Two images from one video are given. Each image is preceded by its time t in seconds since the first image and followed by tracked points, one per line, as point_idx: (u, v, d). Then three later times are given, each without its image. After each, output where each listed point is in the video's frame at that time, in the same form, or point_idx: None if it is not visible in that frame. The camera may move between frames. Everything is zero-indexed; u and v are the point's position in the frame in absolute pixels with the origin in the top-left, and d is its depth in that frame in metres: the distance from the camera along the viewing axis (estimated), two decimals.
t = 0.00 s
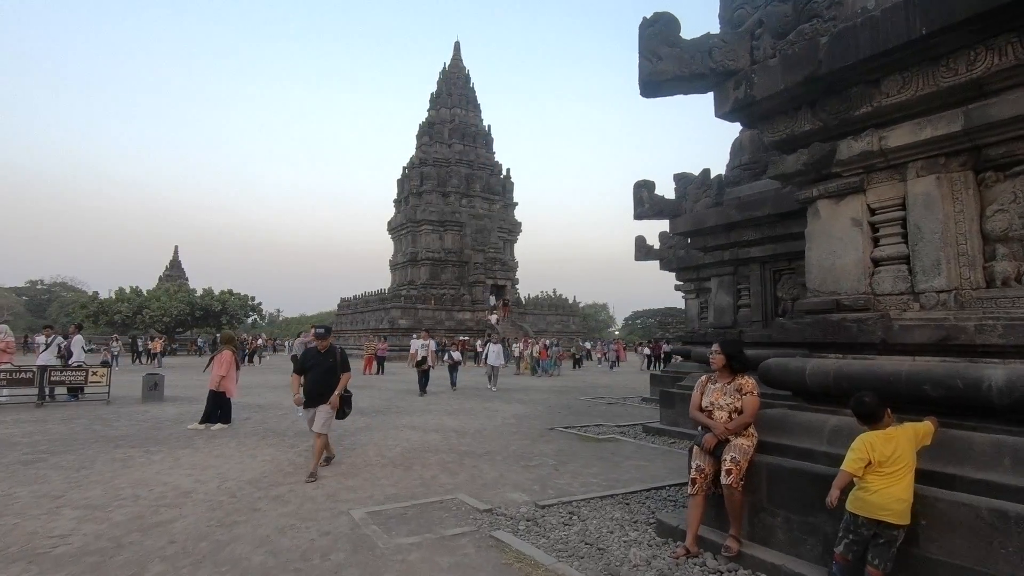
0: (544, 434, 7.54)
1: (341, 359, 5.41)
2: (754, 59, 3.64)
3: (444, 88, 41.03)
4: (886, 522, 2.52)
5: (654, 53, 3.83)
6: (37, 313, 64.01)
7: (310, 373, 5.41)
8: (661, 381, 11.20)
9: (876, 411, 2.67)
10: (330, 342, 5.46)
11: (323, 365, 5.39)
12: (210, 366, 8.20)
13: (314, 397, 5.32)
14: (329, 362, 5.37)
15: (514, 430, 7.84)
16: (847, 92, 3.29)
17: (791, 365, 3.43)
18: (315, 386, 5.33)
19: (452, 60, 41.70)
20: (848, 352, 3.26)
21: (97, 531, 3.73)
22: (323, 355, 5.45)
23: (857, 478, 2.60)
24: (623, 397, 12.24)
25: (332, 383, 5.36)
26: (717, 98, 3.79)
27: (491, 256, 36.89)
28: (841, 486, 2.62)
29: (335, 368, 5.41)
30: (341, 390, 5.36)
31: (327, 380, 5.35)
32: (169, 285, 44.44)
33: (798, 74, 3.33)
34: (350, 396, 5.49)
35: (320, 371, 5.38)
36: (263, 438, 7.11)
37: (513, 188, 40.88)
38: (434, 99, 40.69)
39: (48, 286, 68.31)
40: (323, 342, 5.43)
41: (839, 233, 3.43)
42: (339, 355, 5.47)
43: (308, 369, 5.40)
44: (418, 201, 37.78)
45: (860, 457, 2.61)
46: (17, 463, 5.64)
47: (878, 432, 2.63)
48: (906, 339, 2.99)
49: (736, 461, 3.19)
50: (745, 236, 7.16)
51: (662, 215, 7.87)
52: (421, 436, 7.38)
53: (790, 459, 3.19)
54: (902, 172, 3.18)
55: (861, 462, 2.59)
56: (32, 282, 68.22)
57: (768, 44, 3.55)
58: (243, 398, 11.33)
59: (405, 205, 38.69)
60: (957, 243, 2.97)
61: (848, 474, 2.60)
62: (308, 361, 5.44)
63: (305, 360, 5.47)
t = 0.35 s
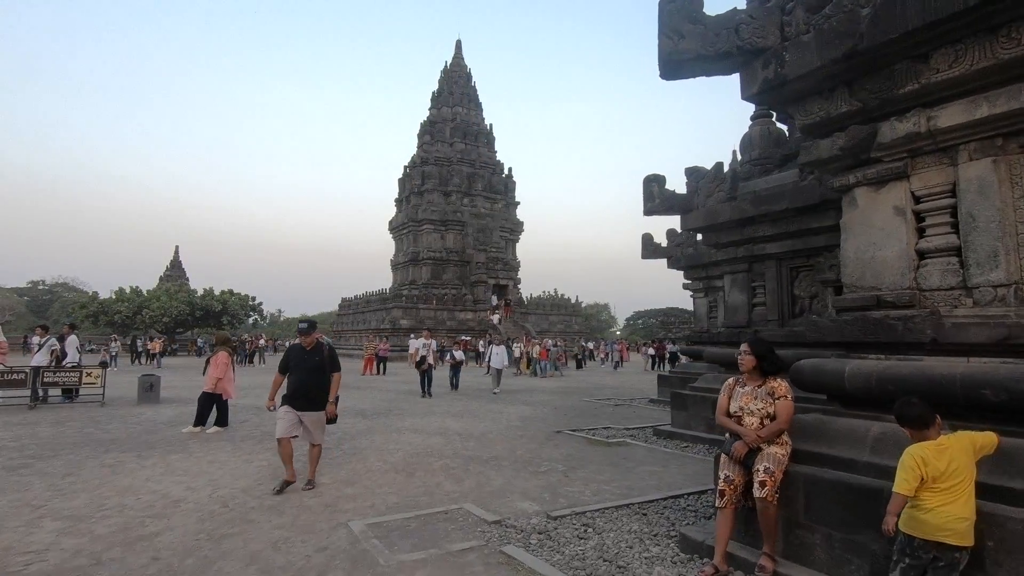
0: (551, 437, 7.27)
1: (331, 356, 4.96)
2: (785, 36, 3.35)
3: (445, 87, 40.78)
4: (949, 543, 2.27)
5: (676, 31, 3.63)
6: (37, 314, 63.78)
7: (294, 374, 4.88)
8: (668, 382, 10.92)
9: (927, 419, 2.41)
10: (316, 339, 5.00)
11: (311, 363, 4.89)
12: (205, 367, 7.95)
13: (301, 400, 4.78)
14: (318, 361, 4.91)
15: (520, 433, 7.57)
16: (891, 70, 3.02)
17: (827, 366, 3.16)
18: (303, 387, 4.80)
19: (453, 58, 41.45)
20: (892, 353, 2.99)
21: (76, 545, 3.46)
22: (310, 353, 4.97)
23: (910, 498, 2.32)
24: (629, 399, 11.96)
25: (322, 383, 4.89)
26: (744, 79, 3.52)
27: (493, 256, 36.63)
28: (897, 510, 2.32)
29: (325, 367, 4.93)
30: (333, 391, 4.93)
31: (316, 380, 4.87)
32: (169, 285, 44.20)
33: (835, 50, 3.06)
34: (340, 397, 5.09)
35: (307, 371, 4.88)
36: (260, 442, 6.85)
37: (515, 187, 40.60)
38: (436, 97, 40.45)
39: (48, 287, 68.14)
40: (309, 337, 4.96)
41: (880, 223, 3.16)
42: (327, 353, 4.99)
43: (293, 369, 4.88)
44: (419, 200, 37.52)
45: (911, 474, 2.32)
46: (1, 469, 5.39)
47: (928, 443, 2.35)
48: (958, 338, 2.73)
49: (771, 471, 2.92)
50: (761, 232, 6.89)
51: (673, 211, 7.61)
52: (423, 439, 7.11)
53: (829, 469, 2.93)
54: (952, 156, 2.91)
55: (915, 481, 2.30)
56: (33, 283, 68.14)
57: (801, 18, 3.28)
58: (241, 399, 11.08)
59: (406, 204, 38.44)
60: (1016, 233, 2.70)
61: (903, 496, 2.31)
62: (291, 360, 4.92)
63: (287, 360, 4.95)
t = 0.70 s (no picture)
0: (555, 440, 7.00)
1: (298, 358, 4.40)
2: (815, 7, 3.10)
3: (445, 85, 40.48)
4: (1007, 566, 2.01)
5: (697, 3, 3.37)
6: (36, 313, 63.53)
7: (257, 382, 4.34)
8: (675, 382, 10.64)
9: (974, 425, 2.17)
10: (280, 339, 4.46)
11: (275, 368, 4.34)
12: (197, 368, 7.68)
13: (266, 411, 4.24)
14: (282, 365, 4.36)
15: (523, 436, 7.30)
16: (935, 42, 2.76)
17: (862, 366, 2.90)
18: (267, 397, 4.25)
19: (454, 56, 41.19)
20: (935, 352, 2.73)
21: (45, 560, 3.20)
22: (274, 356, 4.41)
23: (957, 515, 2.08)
24: (634, 400, 11.70)
25: (290, 390, 4.34)
26: (769, 55, 3.28)
27: (494, 255, 36.35)
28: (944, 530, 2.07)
29: (292, 371, 4.38)
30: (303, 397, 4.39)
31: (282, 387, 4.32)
32: (168, 284, 43.97)
33: (871, 21, 2.81)
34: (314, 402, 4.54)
35: (271, 376, 4.33)
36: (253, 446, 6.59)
37: (516, 186, 40.34)
38: (436, 95, 40.19)
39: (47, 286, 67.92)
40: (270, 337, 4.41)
41: (920, 208, 2.89)
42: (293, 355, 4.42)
43: (255, 376, 4.34)
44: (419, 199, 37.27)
45: (956, 488, 2.08)
46: None
47: (974, 452, 2.11)
48: (1013, 335, 2.47)
49: (803, 482, 2.66)
50: (774, 226, 6.61)
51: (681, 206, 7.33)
52: (423, 442, 6.85)
53: (867, 480, 2.67)
54: (1003, 134, 2.64)
55: (961, 496, 2.06)
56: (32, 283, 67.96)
57: None
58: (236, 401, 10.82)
59: (406, 203, 38.18)
60: None
61: (949, 514, 2.06)
62: (254, 366, 4.38)
63: (250, 366, 4.41)
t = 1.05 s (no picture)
0: (559, 446, 6.73)
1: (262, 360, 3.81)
2: None
3: (446, 84, 40.21)
4: None
5: None
6: (37, 313, 63.38)
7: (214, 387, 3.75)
8: (681, 385, 10.35)
9: None
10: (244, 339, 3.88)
11: (234, 370, 3.76)
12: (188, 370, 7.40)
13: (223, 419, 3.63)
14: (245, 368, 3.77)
15: (525, 442, 7.02)
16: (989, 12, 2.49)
17: (902, 372, 2.63)
18: (222, 403, 3.64)
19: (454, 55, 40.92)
20: (988, 357, 2.46)
21: None
22: (234, 358, 3.82)
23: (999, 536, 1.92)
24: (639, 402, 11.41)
25: (250, 396, 3.72)
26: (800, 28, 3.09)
27: (495, 254, 36.06)
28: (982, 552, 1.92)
29: (254, 374, 3.77)
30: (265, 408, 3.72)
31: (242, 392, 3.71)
32: (167, 285, 43.73)
33: None
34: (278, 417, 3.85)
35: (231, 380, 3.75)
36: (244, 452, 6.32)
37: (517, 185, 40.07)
38: (436, 94, 39.92)
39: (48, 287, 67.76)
40: (232, 335, 3.84)
41: (968, 198, 2.61)
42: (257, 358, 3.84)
43: (213, 380, 3.75)
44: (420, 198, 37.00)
45: (1001, 509, 1.91)
46: None
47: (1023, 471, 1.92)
48: None
49: (842, 502, 2.39)
50: (788, 222, 6.32)
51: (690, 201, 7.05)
52: (421, 448, 6.57)
53: (914, 499, 2.39)
54: None
55: (1004, 519, 1.89)
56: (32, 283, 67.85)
57: None
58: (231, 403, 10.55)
59: (407, 202, 37.92)
60: None
61: (987, 536, 1.91)
62: (213, 369, 3.80)
63: (209, 369, 3.81)
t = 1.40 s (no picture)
0: (566, 451, 6.48)
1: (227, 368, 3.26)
2: None
3: (447, 83, 39.96)
4: None
5: None
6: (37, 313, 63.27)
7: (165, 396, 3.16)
8: (688, 386, 10.11)
9: None
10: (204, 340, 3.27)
11: (192, 378, 3.19)
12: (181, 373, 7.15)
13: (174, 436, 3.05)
14: (206, 378, 3.20)
15: (530, 446, 6.78)
16: None
17: (956, 374, 2.39)
18: (177, 417, 3.06)
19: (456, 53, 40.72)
20: None
21: None
22: (191, 363, 3.23)
23: None
24: (645, 404, 11.16)
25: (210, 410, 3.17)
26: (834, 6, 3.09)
27: (497, 254, 35.82)
28: None
29: (215, 385, 3.22)
30: (229, 424, 3.19)
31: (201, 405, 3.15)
32: (168, 285, 43.55)
33: None
34: (243, 432, 3.35)
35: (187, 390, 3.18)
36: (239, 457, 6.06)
37: (519, 185, 39.85)
38: (437, 93, 39.69)
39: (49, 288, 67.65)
40: (195, 335, 3.19)
41: None
42: (221, 364, 3.27)
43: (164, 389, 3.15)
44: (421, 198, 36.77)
45: None
46: None
47: None
48: None
49: (894, 521, 2.14)
50: (805, 217, 6.08)
51: (702, 195, 6.80)
52: (423, 453, 6.32)
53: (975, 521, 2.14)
54: None
55: None
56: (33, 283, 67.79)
57: None
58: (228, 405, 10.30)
59: (408, 202, 37.70)
60: None
61: None
62: (163, 375, 3.19)
63: (158, 373, 3.20)
